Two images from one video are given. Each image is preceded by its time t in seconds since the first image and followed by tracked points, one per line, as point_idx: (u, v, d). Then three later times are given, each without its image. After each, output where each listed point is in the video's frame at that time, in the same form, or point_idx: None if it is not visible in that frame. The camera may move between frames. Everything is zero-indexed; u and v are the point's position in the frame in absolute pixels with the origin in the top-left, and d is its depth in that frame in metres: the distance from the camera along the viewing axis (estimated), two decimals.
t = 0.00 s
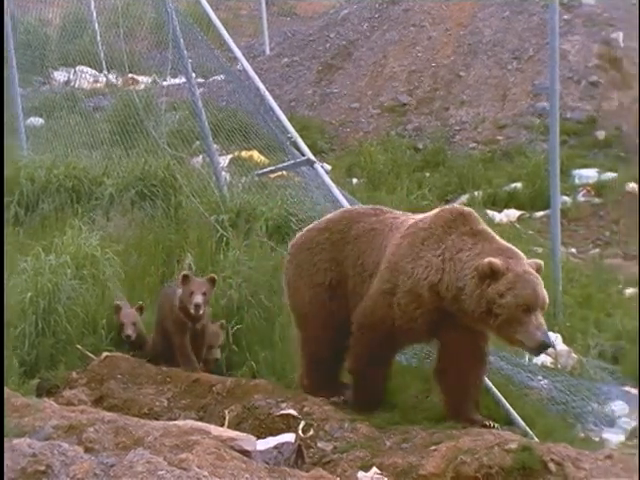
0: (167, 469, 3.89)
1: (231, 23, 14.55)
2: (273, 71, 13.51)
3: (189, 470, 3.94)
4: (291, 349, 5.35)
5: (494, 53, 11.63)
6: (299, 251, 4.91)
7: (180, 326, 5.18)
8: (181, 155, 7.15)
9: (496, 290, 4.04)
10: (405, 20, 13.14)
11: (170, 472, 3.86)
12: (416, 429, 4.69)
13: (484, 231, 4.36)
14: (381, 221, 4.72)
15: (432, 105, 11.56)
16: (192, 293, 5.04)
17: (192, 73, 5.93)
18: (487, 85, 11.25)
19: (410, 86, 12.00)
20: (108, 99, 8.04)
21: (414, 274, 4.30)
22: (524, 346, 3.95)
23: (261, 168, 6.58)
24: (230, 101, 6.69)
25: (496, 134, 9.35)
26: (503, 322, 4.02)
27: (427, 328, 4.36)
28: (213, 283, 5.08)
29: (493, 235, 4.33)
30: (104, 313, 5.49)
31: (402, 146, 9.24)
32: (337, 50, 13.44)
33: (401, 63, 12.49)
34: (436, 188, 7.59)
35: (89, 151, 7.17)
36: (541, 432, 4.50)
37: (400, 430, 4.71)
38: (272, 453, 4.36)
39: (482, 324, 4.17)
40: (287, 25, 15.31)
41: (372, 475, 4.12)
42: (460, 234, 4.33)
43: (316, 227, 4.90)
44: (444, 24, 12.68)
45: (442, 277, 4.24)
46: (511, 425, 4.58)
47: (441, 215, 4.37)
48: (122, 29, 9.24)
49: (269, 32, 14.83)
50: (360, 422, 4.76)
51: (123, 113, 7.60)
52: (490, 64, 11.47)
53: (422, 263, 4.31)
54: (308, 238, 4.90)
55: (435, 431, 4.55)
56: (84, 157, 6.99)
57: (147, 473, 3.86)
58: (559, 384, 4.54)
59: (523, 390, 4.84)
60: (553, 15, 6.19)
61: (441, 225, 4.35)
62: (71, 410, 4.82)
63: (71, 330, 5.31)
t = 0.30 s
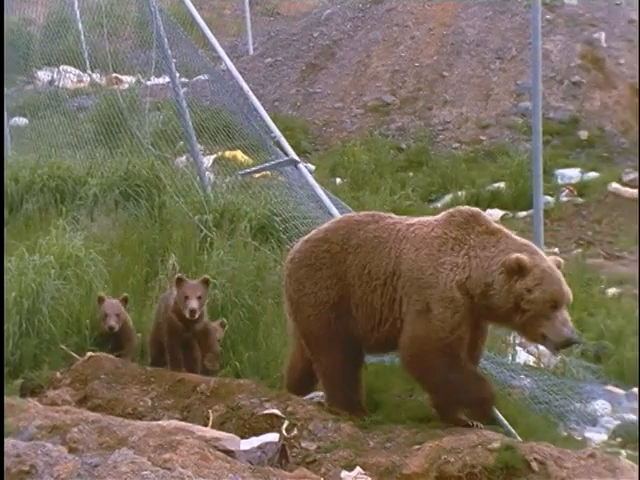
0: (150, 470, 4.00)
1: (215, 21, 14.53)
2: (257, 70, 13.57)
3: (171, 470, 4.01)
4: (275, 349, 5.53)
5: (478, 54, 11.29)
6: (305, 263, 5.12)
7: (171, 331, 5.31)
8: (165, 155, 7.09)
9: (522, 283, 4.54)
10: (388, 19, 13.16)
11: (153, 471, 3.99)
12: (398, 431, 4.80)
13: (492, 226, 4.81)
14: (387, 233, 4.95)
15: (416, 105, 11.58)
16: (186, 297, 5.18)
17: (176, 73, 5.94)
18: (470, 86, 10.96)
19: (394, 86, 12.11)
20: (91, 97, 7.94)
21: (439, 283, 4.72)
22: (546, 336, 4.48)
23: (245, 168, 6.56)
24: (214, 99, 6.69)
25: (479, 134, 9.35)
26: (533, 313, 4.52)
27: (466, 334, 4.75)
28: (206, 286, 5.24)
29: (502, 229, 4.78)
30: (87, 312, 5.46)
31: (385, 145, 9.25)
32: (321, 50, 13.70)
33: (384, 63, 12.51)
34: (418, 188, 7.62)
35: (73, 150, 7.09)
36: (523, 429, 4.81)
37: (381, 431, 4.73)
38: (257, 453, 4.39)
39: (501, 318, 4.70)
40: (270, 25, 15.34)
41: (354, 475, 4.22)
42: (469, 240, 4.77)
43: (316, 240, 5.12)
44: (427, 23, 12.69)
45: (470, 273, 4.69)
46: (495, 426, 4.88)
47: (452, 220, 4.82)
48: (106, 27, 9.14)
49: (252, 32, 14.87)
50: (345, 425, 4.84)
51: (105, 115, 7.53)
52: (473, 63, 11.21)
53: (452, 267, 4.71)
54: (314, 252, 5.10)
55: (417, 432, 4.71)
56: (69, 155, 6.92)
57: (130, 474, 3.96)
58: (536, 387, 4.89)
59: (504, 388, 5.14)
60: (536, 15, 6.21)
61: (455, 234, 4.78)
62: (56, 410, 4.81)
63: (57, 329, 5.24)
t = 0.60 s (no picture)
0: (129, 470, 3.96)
1: (196, 18, 14.45)
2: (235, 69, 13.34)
3: (150, 471, 3.96)
4: (252, 350, 5.37)
5: (455, 55, 11.42)
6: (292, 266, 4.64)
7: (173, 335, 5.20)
8: (143, 154, 7.08)
9: (560, 293, 4.22)
10: (367, 20, 13.20)
11: (132, 471, 3.94)
12: (377, 429, 4.62)
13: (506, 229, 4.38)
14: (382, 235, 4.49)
15: (392, 105, 11.62)
16: (197, 304, 5.08)
17: (155, 72, 5.92)
18: (451, 88, 11.03)
19: (373, 86, 12.14)
20: (69, 98, 7.96)
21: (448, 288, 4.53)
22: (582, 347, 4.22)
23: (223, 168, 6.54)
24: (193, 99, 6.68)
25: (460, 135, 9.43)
26: (575, 327, 4.22)
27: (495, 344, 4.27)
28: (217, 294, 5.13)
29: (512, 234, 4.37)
30: (66, 311, 5.47)
31: (364, 146, 9.25)
32: (298, 50, 13.54)
33: (363, 63, 12.55)
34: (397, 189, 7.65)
35: (52, 152, 7.11)
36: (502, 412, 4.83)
37: (361, 429, 4.64)
38: (235, 454, 4.31)
39: (532, 327, 4.33)
40: (249, 24, 15.38)
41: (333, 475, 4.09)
42: (497, 245, 4.33)
43: (299, 244, 4.63)
44: (405, 23, 12.59)
45: (503, 283, 4.26)
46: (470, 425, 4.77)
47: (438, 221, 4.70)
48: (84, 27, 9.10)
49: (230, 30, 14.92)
50: (322, 422, 4.66)
51: (84, 114, 7.52)
52: (451, 64, 11.32)
53: (478, 275, 4.25)
54: (300, 253, 4.61)
55: (395, 431, 4.56)
56: (48, 157, 6.94)
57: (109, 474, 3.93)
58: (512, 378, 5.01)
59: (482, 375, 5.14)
60: (514, 14, 6.19)
61: (478, 243, 4.31)
62: (34, 411, 4.78)
63: (36, 332, 5.32)
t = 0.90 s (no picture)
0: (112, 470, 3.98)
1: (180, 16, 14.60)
2: (218, 71, 14.25)
3: (133, 471, 3.96)
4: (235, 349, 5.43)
5: (437, 54, 12.42)
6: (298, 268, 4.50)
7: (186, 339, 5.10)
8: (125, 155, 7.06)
9: (579, 304, 4.21)
10: (349, 20, 13.69)
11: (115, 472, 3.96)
12: (359, 429, 4.61)
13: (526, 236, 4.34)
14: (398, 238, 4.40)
15: (376, 105, 12.26)
16: (205, 310, 5.00)
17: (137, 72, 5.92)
18: (429, 85, 12.07)
19: (355, 86, 12.74)
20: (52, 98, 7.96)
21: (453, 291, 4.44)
22: (592, 358, 4.22)
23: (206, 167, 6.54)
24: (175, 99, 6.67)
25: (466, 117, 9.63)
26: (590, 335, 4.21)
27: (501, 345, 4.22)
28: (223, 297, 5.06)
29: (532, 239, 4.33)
30: (50, 310, 5.45)
31: (345, 145, 9.35)
32: (281, 49, 14.15)
33: (345, 63, 13.13)
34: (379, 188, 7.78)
35: (34, 151, 7.10)
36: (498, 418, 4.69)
37: (344, 429, 4.62)
38: (217, 454, 4.26)
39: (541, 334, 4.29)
40: (231, 25, 15.60)
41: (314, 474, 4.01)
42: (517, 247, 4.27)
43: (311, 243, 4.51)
44: (386, 24, 13.35)
45: (520, 286, 4.20)
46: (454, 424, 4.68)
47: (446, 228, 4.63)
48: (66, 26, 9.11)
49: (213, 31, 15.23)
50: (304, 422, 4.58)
51: (67, 113, 7.51)
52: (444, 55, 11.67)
53: (499, 274, 4.19)
54: (310, 255, 4.48)
55: (378, 431, 4.54)
56: (30, 157, 6.92)
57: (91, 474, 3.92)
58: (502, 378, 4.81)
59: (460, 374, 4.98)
60: (493, 15, 6.23)
61: (503, 242, 4.25)
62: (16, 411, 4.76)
63: (18, 331, 5.29)
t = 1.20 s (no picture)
0: (98, 472, 3.96)
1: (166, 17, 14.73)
2: (203, 72, 14.54)
3: (119, 472, 3.92)
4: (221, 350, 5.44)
5: (421, 56, 12.51)
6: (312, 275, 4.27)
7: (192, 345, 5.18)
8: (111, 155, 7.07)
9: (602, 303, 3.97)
10: (333, 21, 13.83)
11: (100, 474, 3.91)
12: (345, 429, 4.58)
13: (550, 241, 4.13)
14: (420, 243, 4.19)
15: (361, 107, 12.29)
16: (222, 324, 5.08)
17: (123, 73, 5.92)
18: (415, 85, 12.22)
19: (339, 86, 12.82)
20: (39, 98, 7.99)
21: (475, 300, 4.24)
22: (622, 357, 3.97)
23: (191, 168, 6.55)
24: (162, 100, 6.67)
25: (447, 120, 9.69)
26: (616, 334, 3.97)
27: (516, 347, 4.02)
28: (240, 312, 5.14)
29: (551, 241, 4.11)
30: (38, 312, 5.45)
31: (331, 146, 9.42)
32: (266, 50, 14.30)
33: (330, 64, 13.21)
34: (363, 190, 7.87)
35: (20, 151, 7.12)
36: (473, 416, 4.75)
37: (329, 429, 4.61)
38: (202, 454, 4.24)
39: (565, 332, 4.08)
40: (217, 26, 15.78)
41: (300, 475, 4.02)
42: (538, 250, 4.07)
43: (327, 249, 4.28)
44: (372, 24, 13.40)
45: (538, 290, 4.00)
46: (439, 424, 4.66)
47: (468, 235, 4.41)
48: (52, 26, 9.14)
49: (198, 34, 15.45)
50: (290, 423, 4.61)
51: (53, 112, 7.53)
52: (418, 64, 12.38)
53: (518, 277, 4.01)
54: (327, 260, 4.24)
55: (363, 431, 4.50)
56: (17, 157, 6.94)
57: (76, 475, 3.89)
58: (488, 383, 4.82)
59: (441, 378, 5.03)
60: (479, 16, 6.24)
61: (525, 243, 4.05)
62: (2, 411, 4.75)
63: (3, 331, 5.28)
